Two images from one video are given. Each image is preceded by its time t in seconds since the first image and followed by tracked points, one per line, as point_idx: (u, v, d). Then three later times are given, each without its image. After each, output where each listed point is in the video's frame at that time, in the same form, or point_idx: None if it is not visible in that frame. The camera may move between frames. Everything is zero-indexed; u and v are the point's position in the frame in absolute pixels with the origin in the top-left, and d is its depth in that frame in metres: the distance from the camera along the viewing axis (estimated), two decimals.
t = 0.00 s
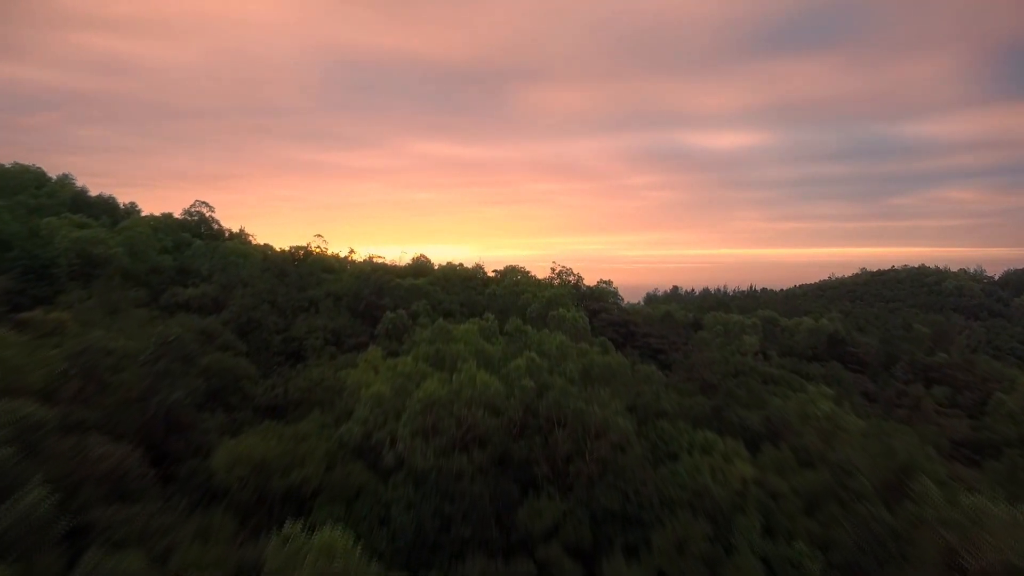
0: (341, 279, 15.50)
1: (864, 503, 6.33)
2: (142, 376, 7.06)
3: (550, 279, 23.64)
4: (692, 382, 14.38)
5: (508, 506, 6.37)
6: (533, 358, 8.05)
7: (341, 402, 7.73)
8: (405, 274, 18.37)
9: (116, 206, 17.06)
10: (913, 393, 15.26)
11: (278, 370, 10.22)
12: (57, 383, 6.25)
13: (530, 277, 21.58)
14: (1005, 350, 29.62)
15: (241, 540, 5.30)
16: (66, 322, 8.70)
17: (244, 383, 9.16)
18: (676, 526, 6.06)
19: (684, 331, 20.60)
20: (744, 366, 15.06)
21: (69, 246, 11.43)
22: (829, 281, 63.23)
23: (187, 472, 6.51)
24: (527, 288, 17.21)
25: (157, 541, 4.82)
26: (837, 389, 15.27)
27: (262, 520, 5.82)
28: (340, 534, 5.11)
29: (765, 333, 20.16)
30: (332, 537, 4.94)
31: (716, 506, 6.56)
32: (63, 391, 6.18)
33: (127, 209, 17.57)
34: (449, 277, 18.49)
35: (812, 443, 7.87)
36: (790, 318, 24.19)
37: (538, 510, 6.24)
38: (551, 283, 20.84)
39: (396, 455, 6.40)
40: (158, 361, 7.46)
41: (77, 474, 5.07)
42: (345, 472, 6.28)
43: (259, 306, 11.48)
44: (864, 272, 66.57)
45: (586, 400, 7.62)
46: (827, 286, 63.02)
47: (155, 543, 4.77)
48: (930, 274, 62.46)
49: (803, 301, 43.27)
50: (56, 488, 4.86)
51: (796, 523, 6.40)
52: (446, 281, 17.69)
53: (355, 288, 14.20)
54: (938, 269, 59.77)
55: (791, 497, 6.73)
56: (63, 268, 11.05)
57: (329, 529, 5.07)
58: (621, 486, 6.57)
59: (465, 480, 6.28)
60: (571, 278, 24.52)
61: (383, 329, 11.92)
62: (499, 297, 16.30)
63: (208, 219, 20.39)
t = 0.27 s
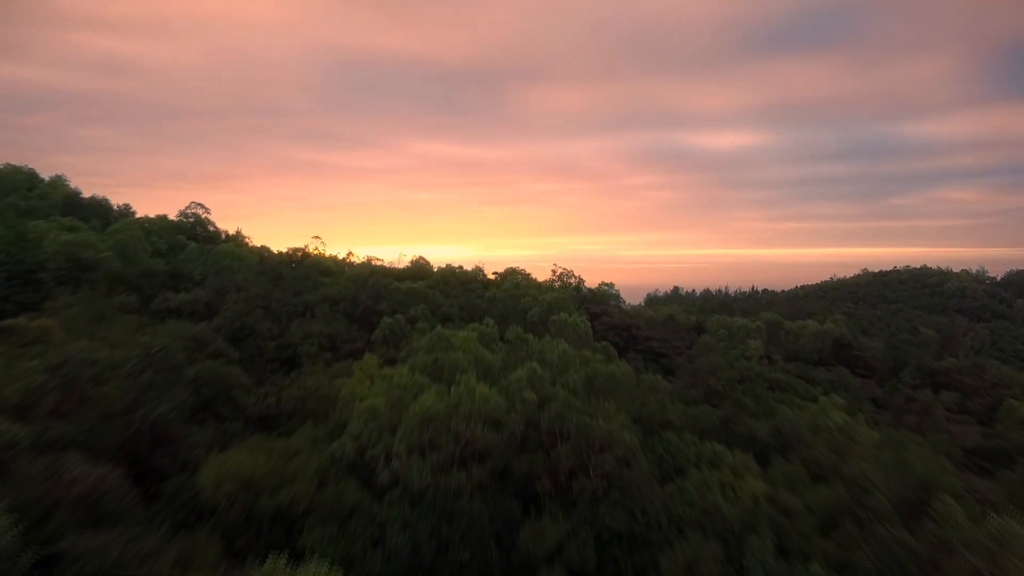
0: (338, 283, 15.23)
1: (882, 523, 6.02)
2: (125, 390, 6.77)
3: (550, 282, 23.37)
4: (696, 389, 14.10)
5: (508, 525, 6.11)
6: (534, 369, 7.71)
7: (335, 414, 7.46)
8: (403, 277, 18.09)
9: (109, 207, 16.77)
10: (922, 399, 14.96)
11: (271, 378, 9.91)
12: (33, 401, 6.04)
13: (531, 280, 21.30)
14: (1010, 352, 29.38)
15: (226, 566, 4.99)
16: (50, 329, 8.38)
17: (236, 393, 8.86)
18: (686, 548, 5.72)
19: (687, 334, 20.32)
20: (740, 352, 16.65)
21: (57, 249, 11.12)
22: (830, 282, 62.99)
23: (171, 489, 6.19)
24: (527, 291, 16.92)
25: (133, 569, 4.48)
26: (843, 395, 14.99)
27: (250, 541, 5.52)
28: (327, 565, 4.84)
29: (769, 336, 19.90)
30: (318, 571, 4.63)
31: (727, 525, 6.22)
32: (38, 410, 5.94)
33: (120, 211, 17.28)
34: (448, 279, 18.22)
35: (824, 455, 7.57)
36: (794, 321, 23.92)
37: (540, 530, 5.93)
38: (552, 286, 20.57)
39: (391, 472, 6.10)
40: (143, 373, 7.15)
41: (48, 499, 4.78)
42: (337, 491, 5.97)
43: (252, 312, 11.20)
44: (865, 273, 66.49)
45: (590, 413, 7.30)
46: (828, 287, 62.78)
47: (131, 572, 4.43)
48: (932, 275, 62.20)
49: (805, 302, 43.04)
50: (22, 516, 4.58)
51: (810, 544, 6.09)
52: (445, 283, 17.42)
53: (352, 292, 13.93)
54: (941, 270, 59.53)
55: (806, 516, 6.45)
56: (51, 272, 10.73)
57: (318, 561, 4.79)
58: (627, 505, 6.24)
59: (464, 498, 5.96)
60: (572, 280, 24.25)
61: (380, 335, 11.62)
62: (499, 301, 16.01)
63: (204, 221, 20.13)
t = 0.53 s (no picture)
0: (335, 287, 14.93)
1: (904, 547, 5.71)
2: (105, 406, 6.44)
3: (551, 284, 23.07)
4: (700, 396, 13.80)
5: (510, 547, 5.72)
6: (536, 381, 7.37)
7: (328, 428, 7.14)
8: (401, 280, 17.79)
9: (102, 209, 16.45)
10: (931, 404, 14.67)
11: (263, 387, 9.59)
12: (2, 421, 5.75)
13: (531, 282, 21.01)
14: (1015, 355, 29.13)
15: None
16: (34, 337, 8.05)
17: (226, 403, 8.53)
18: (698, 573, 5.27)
19: (690, 338, 20.04)
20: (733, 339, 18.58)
21: (44, 254, 10.78)
22: (832, 283, 62.73)
23: (153, 510, 5.82)
24: (527, 294, 16.63)
25: None
26: (851, 401, 14.69)
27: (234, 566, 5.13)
28: None
29: (773, 340, 19.62)
30: None
31: (740, 547, 5.82)
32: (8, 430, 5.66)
33: (113, 213, 16.97)
34: (447, 282, 17.93)
35: (837, 472, 7.34)
36: (798, 324, 23.65)
37: (544, 554, 5.53)
38: (553, 289, 20.25)
39: (385, 493, 5.75)
40: (125, 387, 6.81)
41: (11, 531, 4.52)
42: (328, 512, 5.60)
43: (245, 317, 10.88)
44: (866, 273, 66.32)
45: (594, 428, 6.95)
46: (830, 288, 62.50)
47: None
48: (934, 276, 61.92)
49: (807, 303, 42.76)
50: None
51: (828, 566, 5.71)
52: (445, 287, 17.11)
53: (348, 296, 13.63)
54: (943, 270, 59.28)
55: (822, 537, 6.09)
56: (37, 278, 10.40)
57: None
58: (634, 525, 5.82)
59: (463, 520, 5.64)
60: (573, 282, 23.95)
61: (377, 341, 11.32)
62: (498, 305, 15.71)
63: (199, 223, 19.81)
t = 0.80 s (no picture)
0: (331, 290, 14.63)
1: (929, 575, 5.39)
2: (86, 418, 6.09)
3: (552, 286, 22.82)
4: (705, 403, 13.51)
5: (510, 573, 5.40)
6: (539, 394, 7.04)
7: (320, 443, 6.83)
8: (399, 283, 17.46)
9: (93, 211, 16.14)
10: (941, 410, 14.38)
11: (256, 396, 9.29)
12: None
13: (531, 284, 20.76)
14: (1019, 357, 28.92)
15: None
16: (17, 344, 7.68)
17: (215, 415, 8.22)
18: None
19: (692, 342, 19.78)
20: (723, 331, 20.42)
21: (30, 257, 10.39)
22: (833, 284, 62.54)
23: (134, 533, 5.51)
24: (528, 297, 16.33)
25: None
26: (859, 406, 14.40)
27: None
28: None
29: (777, 344, 19.35)
30: None
31: (754, 571, 5.51)
32: None
33: (105, 216, 16.66)
34: (447, 285, 17.63)
35: (853, 489, 7.00)
36: (802, 326, 23.40)
37: None
38: (553, 291, 19.95)
39: (379, 516, 5.40)
40: (107, 398, 6.47)
41: None
42: (318, 536, 5.28)
43: (238, 323, 10.57)
44: (867, 274, 66.12)
45: (599, 443, 6.62)
46: (831, 289, 62.39)
47: None
48: (936, 277, 61.60)
49: (809, 305, 42.52)
50: None
51: None
52: (444, 290, 16.81)
53: (344, 301, 13.33)
54: (945, 271, 59.07)
55: (842, 559, 5.73)
56: (23, 282, 9.99)
57: None
58: (642, 548, 5.48)
59: (461, 544, 5.30)
60: (573, 284, 23.64)
61: (374, 347, 11.03)
62: (498, 309, 15.40)
63: (194, 225, 19.51)
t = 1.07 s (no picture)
0: (328, 294, 14.29)
1: None
2: (63, 436, 5.74)
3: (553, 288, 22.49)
4: (711, 411, 13.17)
5: None
6: (542, 410, 6.72)
7: (311, 460, 6.49)
8: (397, 287, 17.12)
9: (85, 213, 15.79)
10: (952, 417, 14.02)
11: (247, 407, 8.96)
12: None
13: (532, 287, 20.45)
14: None
15: None
16: None
17: (204, 428, 7.89)
18: None
19: (696, 345, 19.45)
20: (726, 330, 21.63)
21: (14, 262, 10.04)
22: (835, 285, 62.20)
23: (110, 561, 5.18)
24: (528, 301, 15.97)
25: None
26: (868, 413, 14.05)
27: None
28: None
29: (783, 348, 19.00)
30: None
31: None
32: None
33: (98, 218, 16.33)
34: (446, 289, 17.29)
35: (872, 508, 6.66)
36: (807, 329, 23.07)
37: None
38: (554, 294, 19.60)
39: (370, 544, 5.02)
40: (87, 414, 6.13)
41: None
42: (306, 565, 4.90)
43: (229, 330, 10.23)
44: (869, 275, 65.82)
45: (605, 462, 6.28)
46: (834, 290, 62.04)
47: None
48: (938, 277, 61.23)
49: (812, 307, 42.18)
50: None
51: None
52: (443, 294, 16.45)
53: (340, 305, 13.00)
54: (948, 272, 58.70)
55: None
56: (6, 288, 9.63)
57: None
58: None
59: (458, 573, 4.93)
60: (575, 287, 23.28)
61: (370, 355, 10.70)
62: (498, 314, 15.06)
63: (189, 227, 19.17)
